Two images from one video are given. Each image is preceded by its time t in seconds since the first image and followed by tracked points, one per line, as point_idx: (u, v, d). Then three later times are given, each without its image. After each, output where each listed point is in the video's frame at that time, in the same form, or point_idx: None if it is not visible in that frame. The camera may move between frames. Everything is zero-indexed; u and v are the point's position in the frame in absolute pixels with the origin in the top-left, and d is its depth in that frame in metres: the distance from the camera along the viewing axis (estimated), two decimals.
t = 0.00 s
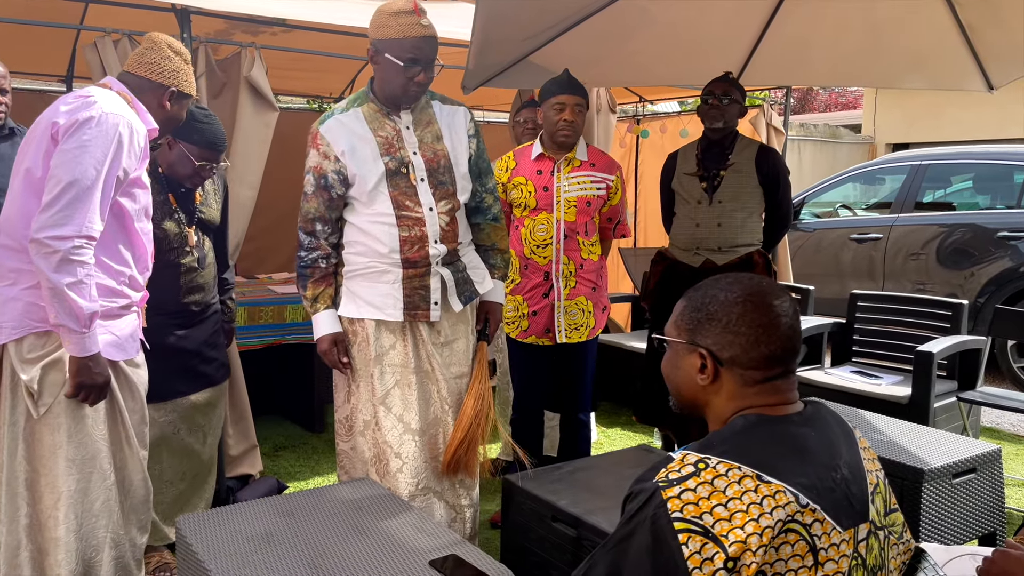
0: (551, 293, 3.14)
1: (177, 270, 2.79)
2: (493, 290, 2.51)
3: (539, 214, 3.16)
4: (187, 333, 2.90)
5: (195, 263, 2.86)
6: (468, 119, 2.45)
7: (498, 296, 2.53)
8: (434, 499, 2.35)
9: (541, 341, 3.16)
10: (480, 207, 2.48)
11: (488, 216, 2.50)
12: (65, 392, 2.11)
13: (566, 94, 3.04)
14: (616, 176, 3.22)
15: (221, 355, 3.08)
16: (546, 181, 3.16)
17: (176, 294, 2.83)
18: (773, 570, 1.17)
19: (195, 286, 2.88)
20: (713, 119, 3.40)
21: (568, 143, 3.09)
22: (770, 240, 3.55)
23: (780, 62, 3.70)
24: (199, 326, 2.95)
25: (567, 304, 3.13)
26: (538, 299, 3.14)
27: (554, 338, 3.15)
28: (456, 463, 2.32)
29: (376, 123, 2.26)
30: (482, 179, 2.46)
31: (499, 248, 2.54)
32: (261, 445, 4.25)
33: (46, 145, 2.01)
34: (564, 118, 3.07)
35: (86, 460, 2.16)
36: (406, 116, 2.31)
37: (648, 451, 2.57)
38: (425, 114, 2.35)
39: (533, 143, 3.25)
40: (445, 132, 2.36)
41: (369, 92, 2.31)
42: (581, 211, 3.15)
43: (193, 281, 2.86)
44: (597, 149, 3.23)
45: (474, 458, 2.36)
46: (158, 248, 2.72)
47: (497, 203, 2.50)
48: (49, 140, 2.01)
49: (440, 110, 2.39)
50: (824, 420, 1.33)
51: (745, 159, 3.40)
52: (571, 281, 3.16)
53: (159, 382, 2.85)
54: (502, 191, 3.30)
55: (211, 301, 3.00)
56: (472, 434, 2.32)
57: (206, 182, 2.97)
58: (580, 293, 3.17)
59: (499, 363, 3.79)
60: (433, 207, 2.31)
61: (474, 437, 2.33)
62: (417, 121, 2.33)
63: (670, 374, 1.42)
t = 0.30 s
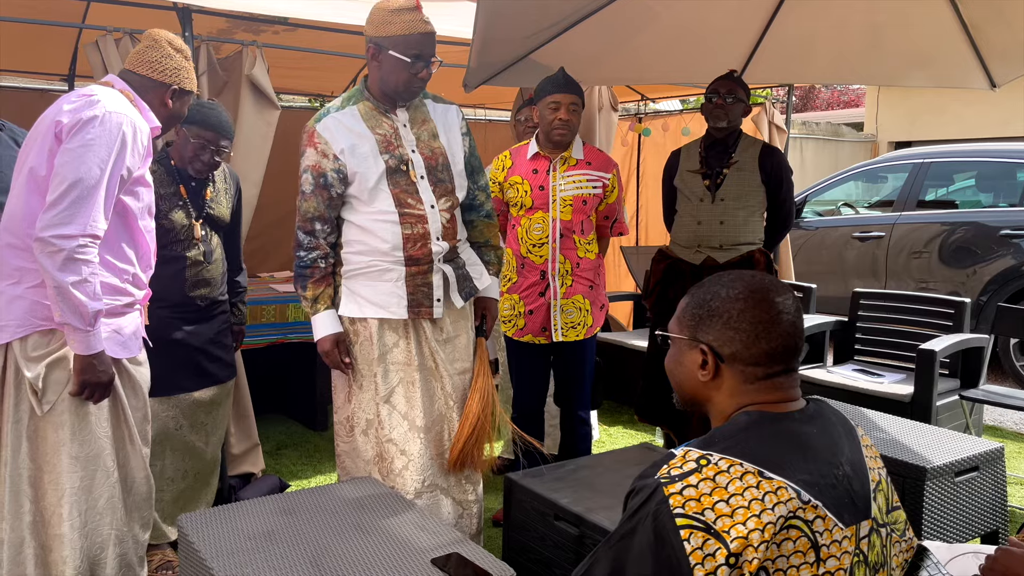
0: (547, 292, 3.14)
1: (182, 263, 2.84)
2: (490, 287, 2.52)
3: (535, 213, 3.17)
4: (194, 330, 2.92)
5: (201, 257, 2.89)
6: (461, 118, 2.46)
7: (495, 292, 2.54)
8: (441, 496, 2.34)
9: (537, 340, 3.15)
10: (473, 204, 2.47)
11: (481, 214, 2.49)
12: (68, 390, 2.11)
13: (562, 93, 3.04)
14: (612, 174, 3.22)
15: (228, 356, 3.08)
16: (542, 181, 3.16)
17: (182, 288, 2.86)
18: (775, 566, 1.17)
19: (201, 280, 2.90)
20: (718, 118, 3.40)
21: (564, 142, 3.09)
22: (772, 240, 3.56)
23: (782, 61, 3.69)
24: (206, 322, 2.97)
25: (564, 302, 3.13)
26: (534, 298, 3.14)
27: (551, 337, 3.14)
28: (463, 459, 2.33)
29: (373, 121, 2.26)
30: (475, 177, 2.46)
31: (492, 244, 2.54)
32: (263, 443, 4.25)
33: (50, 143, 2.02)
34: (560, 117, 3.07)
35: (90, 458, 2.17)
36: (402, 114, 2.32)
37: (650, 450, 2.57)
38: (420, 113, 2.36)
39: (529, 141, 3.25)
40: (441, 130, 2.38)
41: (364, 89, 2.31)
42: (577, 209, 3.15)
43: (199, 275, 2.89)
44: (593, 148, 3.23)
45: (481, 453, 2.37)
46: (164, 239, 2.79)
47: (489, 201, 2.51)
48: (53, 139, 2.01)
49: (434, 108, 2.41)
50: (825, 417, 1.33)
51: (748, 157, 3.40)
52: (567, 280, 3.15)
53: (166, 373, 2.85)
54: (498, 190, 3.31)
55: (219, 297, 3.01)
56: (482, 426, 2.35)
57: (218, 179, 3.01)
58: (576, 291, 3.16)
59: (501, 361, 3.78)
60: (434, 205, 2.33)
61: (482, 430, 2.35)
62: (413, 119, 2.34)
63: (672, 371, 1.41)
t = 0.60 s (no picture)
0: (546, 290, 3.14)
1: (185, 255, 2.89)
2: (487, 283, 2.52)
3: (534, 212, 3.17)
4: (201, 326, 2.97)
5: (205, 250, 2.94)
6: (454, 115, 2.46)
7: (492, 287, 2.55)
8: (447, 490, 2.35)
9: (537, 338, 3.16)
10: (466, 201, 2.47)
11: (474, 210, 2.49)
12: (76, 388, 2.12)
13: (553, 91, 3.04)
14: (612, 172, 3.20)
15: (235, 353, 3.12)
16: (541, 179, 3.16)
17: (185, 281, 2.91)
18: (777, 561, 1.17)
19: (205, 274, 2.95)
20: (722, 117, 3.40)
21: (556, 139, 3.09)
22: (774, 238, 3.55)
23: (786, 59, 3.68)
24: (212, 319, 3.01)
25: (562, 301, 3.12)
26: (533, 296, 3.14)
27: (550, 335, 3.14)
28: (469, 454, 2.36)
29: (371, 120, 2.26)
30: (467, 175, 2.46)
31: (485, 241, 2.54)
32: (267, 442, 4.26)
33: (59, 143, 2.02)
34: (551, 115, 3.07)
35: (97, 456, 2.17)
36: (399, 112, 2.32)
37: (654, 447, 2.57)
38: (415, 110, 2.37)
39: (529, 141, 3.26)
40: (437, 128, 2.39)
41: (359, 87, 2.30)
42: (575, 208, 3.15)
43: (203, 268, 2.94)
44: (593, 146, 3.22)
45: (485, 447, 2.40)
46: (169, 229, 2.85)
47: (482, 198, 2.50)
48: (62, 139, 2.01)
49: (428, 105, 2.41)
50: (826, 413, 1.32)
51: (750, 155, 3.39)
52: (566, 278, 3.15)
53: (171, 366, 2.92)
54: (498, 189, 3.32)
55: (226, 293, 3.04)
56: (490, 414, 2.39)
57: (228, 175, 3.07)
58: (576, 290, 3.15)
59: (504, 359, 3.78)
60: (436, 203, 2.33)
61: (489, 420, 2.39)
62: (409, 117, 2.35)
63: (671, 369, 1.41)
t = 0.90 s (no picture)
0: (548, 289, 3.14)
1: (190, 251, 2.90)
2: (487, 282, 2.52)
3: (537, 210, 3.17)
4: (209, 324, 2.98)
5: (210, 246, 2.94)
6: (455, 114, 2.46)
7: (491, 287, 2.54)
8: (442, 489, 2.36)
9: (539, 336, 3.15)
10: (467, 199, 2.47)
11: (475, 210, 2.49)
12: (86, 387, 2.12)
13: (556, 89, 3.05)
14: (615, 172, 3.18)
15: (243, 352, 3.14)
16: (544, 178, 3.17)
17: (191, 277, 2.92)
18: (777, 558, 1.17)
19: (210, 270, 2.95)
20: (725, 116, 3.40)
21: (557, 138, 3.10)
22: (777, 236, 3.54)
23: (790, 57, 3.68)
24: (220, 317, 3.02)
25: (564, 300, 3.12)
26: (535, 295, 3.14)
27: (551, 334, 3.14)
28: (464, 455, 2.35)
29: (370, 120, 2.26)
30: (469, 173, 2.46)
31: (487, 240, 2.54)
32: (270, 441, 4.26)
33: (71, 144, 2.02)
34: (552, 113, 3.08)
35: (105, 455, 2.17)
36: (399, 112, 2.32)
37: (657, 447, 2.57)
38: (415, 110, 2.37)
39: (532, 140, 3.26)
40: (436, 127, 2.38)
41: (359, 87, 2.31)
42: (577, 207, 3.14)
43: (208, 264, 2.94)
44: (597, 146, 3.21)
45: (480, 448, 2.39)
46: (175, 225, 2.85)
47: (483, 197, 2.50)
48: (73, 140, 2.01)
49: (428, 105, 2.41)
50: (825, 411, 1.32)
51: (753, 154, 3.39)
52: (569, 277, 3.15)
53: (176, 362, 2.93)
54: (502, 187, 3.33)
55: (232, 289, 3.05)
56: (490, 409, 2.40)
57: (232, 172, 3.07)
58: (578, 288, 3.15)
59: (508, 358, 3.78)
60: (434, 202, 2.33)
61: (489, 414, 2.40)
62: (409, 116, 2.35)
63: (671, 370, 1.41)
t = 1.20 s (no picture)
0: (552, 287, 3.14)
1: (197, 248, 2.92)
2: (491, 282, 2.52)
3: (541, 208, 3.17)
4: (217, 320, 3.00)
5: (216, 243, 2.97)
6: (462, 112, 2.44)
7: (496, 287, 2.54)
8: (439, 488, 2.35)
9: (542, 334, 3.15)
10: (475, 198, 2.46)
11: (484, 208, 2.48)
12: (93, 385, 2.13)
13: (560, 87, 3.05)
14: (619, 170, 3.18)
15: (252, 349, 3.15)
16: (548, 176, 3.16)
17: (198, 273, 2.93)
18: (777, 553, 1.17)
19: (217, 266, 2.97)
20: (728, 115, 3.39)
21: (562, 136, 3.10)
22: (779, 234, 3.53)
23: (793, 55, 3.67)
24: (227, 314, 3.04)
25: (568, 297, 3.12)
26: (539, 293, 3.14)
27: (555, 332, 3.14)
28: (460, 454, 2.34)
29: (372, 118, 2.26)
30: (477, 171, 2.45)
31: (495, 239, 2.54)
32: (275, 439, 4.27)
33: (79, 144, 2.02)
34: (557, 111, 3.09)
35: (113, 453, 2.18)
36: (401, 110, 2.31)
37: (661, 445, 2.56)
38: (419, 108, 2.36)
39: (536, 138, 3.26)
40: (440, 125, 2.37)
41: (363, 87, 2.31)
42: (582, 205, 3.14)
43: (214, 261, 2.96)
44: (601, 144, 3.20)
45: (475, 450, 2.38)
46: (180, 223, 2.88)
47: (492, 195, 2.49)
48: (82, 139, 2.02)
49: (433, 103, 2.40)
50: (823, 407, 1.32)
51: (757, 153, 3.38)
52: (573, 275, 3.15)
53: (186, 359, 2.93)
54: (505, 185, 3.32)
55: (240, 285, 3.07)
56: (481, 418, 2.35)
57: (237, 170, 3.09)
58: (582, 287, 3.15)
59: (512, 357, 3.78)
60: (433, 199, 2.31)
61: (481, 422, 2.35)
62: (412, 114, 2.33)
63: (669, 370, 1.40)
